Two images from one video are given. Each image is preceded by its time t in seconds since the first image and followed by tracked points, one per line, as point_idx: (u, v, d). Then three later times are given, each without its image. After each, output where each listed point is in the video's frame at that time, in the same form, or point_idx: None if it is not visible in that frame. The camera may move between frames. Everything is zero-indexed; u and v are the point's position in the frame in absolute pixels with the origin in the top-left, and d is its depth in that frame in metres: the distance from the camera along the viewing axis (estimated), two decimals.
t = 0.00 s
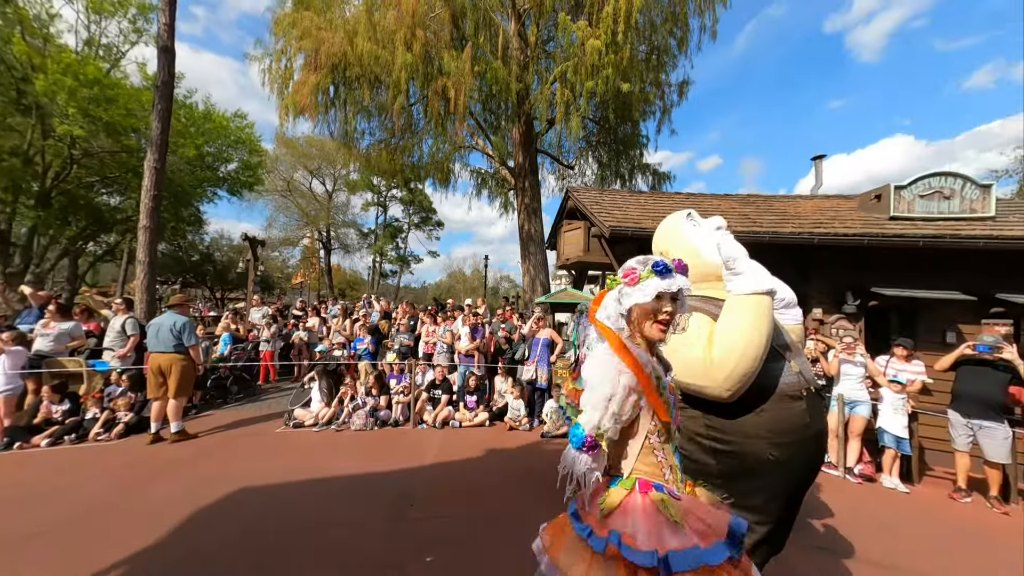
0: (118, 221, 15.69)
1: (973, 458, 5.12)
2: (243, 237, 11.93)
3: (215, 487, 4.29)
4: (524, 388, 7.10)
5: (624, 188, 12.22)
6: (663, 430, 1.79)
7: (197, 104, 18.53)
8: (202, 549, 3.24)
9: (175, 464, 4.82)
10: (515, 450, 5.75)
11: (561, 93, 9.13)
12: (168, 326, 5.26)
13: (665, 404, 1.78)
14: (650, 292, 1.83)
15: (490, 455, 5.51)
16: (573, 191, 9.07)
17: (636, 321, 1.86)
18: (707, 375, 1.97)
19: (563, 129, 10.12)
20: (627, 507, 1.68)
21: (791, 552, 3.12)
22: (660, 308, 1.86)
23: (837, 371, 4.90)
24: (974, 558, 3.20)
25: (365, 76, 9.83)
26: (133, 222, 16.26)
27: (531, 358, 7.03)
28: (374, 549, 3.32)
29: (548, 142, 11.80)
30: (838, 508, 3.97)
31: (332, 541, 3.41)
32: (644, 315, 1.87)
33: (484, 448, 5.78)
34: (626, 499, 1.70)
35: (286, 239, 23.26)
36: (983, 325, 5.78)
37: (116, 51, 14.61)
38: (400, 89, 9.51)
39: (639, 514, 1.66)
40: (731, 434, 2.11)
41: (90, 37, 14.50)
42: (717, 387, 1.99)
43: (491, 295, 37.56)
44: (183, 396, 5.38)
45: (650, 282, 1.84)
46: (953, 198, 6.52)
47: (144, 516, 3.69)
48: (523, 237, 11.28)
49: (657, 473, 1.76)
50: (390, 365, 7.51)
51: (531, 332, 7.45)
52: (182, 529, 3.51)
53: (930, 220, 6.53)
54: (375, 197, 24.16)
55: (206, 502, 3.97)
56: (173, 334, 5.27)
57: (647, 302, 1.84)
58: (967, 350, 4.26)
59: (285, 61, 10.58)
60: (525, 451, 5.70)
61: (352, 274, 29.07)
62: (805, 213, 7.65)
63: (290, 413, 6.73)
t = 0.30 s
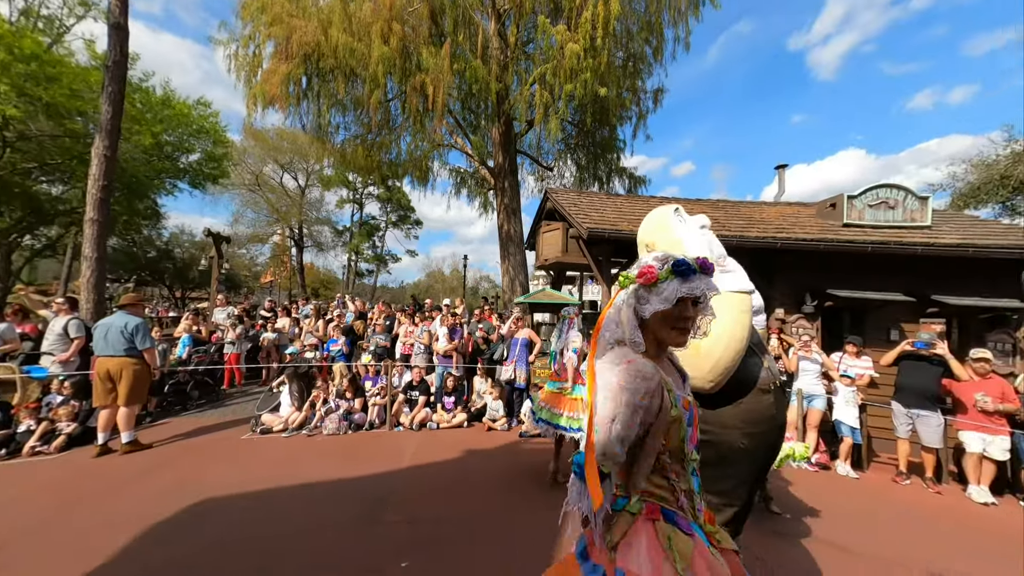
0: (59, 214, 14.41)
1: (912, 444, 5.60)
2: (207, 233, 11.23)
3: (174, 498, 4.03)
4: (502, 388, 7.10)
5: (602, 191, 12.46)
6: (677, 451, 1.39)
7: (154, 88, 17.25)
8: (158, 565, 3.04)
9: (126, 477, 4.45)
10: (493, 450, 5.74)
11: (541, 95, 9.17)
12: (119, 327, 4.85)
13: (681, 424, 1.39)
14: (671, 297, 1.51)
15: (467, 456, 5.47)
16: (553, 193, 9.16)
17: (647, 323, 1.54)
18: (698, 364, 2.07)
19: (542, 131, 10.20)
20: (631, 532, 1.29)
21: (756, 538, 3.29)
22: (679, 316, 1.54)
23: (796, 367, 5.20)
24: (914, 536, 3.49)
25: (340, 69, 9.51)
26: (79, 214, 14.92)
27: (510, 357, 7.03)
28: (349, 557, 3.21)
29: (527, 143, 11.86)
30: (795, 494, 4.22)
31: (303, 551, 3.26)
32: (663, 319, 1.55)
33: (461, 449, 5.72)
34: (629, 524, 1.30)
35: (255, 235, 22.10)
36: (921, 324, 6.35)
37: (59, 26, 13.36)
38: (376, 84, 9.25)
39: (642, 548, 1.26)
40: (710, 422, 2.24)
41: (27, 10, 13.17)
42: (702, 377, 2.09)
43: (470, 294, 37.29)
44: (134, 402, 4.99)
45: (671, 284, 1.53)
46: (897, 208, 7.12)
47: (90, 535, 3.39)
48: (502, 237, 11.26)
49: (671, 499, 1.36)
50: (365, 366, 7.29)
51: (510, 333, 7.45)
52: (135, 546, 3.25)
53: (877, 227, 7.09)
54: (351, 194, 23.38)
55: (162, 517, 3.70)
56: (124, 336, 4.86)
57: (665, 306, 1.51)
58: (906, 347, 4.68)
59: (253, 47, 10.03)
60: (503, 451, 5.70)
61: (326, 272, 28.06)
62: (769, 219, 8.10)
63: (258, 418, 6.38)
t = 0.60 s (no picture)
0: (30, 210, 13.83)
1: (890, 440, 5.78)
2: (190, 231, 10.93)
3: (151, 504, 3.90)
4: (494, 389, 7.07)
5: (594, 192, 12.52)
6: (682, 487, 1.27)
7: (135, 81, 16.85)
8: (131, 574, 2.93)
9: (102, 483, 4.29)
10: (484, 451, 5.69)
11: (532, 96, 9.17)
12: (92, 328, 4.67)
13: (691, 459, 1.27)
14: (712, 311, 1.36)
15: (457, 458, 5.41)
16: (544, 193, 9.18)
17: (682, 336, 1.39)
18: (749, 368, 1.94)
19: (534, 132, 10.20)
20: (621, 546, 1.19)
21: (742, 533, 3.34)
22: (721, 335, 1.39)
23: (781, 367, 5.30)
24: (893, 529, 3.60)
25: (329, 66, 9.37)
26: (53, 211, 14.37)
27: (501, 358, 7.00)
28: (336, 561, 3.15)
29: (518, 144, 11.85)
30: (780, 490, 4.30)
31: (288, 556, 3.19)
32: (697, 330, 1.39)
33: (451, 451, 5.66)
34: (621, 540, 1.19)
35: (241, 234, 21.57)
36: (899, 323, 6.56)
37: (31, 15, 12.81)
38: (366, 82, 9.14)
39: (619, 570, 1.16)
40: (727, 420, 2.31)
41: None
42: (746, 387, 2.09)
43: (462, 295, 37.05)
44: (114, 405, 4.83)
45: (713, 297, 1.39)
46: (876, 212, 7.34)
47: (62, 544, 3.25)
48: (493, 237, 11.23)
49: (661, 528, 1.25)
50: (354, 368, 7.18)
51: (501, 334, 7.43)
52: (111, 554, 3.14)
53: (858, 231, 7.30)
54: (340, 192, 22.98)
55: (140, 523, 3.57)
56: (98, 337, 4.68)
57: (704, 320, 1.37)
58: (885, 346, 4.81)
59: (238, 41, 9.79)
60: (494, 452, 5.66)
61: (314, 272, 27.59)
62: (755, 221, 8.26)
63: (243, 421, 6.22)
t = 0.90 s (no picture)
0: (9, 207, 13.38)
1: (877, 438, 5.89)
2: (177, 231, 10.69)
3: (133, 509, 3.78)
4: (487, 390, 7.02)
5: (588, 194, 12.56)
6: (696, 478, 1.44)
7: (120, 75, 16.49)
8: None
9: (81, 488, 4.15)
10: (477, 452, 5.64)
11: (526, 97, 9.15)
12: (68, 328, 4.52)
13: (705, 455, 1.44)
14: (737, 326, 1.24)
15: (450, 459, 5.35)
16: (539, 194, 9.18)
17: (745, 351, 1.18)
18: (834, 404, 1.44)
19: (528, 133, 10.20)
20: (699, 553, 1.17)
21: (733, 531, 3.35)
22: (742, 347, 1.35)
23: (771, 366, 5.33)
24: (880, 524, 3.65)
25: (321, 64, 9.27)
26: (33, 208, 13.94)
27: (494, 358, 6.96)
28: (325, 564, 3.09)
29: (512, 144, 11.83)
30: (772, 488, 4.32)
31: (275, 560, 3.12)
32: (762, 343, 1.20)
33: (444, 452, 5.59)
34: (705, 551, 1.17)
35: (230, 233, 21.17)
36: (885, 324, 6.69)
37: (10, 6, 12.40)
38: (359, 81, 9.05)
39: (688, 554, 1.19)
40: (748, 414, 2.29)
41: None
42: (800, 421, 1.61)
43: (455, 296, 36.89)
44: (93, 407, 4.69)
45: (735, 313, 1.28)
46: (862, 215, 7.49)
47: (39, 551, 3.13)
48: (487, 238, 11.19)
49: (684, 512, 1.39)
50: (345, 369, 7.07)
51: (494, 334, 7.40)
52: (91, 561, 3.03)
53: (845, 233, 7.44)
54: (332, 192, 22.70)
55: (121, 529, 3.46)
56: (74, 337, 4.53)
57: (757, 330, 1.23)
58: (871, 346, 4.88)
59: (228, 37, 9.61)
60: (487, 453, 5.62)
61: (306, 272, 27.23)
62: (746, 223, 8.36)
63: (231, 423, 6.10)
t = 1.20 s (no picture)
0: None
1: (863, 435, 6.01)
2: (167, 230, 10.52)
3: (118, 514, 3.71)
4: (482, 390, 7.02)
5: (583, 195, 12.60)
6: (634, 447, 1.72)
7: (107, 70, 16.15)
8: None
9: (66, 493, 4.06)
10: (472, 453, 5.64)
11: (521, 97, 9.15)
12: (49, 328, 4.42)
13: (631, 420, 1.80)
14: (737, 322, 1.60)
15: (445, 460, 5.33)
16: (533, 194, 9.20)
17: (773, 355, 1.55)
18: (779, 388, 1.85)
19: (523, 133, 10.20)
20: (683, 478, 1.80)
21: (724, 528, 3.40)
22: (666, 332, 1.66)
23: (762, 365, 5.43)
24: (866, 520, 3.74)
25: (314, 62, 9.18)
26: (16, 206, 13.58)
27: (489, 359, 6.95)
28: (318, 567, 3.06)
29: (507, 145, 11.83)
30: (762, 486, 4.38)
31: (266, 563, 3.08)
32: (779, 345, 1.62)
33: (438, 453, 5.58)
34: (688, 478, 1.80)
35: (221, 232, 20.84)
36: (872, 324, 6.83)
37: None
38: (353, 79, 8.98)
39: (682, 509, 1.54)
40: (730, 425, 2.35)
41: None
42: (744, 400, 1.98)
43: (450, 296, 36.75)
44: (72, 410, 4.55)
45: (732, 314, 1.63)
46: (850, 218, 7.64)
47: (20, 557, 3.06)
48: (482, 238, 11.17)
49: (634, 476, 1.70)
50: (338, 370, 7.01)
51: (489, 335, 7.39)
52: (75, 566, 2.97)
53: (833, 235, 7.58)
54: (326, 191, 22.47)
55: (106, 534, 3.39)
56: (55, 337, 4.43)
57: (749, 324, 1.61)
58: (859, 346, 4.97)
59: (219, 33, 9.48)
60: (481, 454, 5.61)
61: (299, 271, 27.00)
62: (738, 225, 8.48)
63: (223, 425, 6.02)
